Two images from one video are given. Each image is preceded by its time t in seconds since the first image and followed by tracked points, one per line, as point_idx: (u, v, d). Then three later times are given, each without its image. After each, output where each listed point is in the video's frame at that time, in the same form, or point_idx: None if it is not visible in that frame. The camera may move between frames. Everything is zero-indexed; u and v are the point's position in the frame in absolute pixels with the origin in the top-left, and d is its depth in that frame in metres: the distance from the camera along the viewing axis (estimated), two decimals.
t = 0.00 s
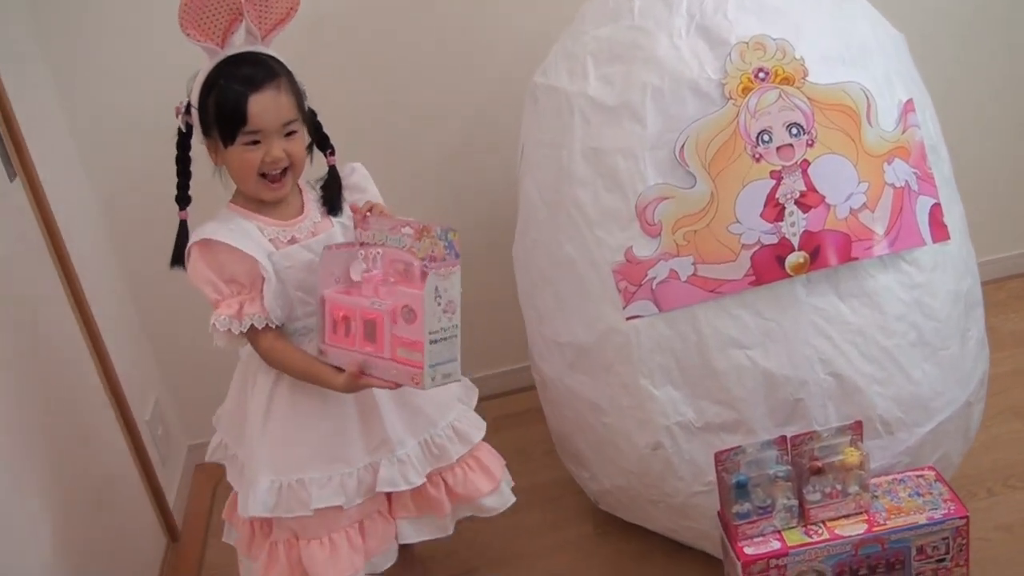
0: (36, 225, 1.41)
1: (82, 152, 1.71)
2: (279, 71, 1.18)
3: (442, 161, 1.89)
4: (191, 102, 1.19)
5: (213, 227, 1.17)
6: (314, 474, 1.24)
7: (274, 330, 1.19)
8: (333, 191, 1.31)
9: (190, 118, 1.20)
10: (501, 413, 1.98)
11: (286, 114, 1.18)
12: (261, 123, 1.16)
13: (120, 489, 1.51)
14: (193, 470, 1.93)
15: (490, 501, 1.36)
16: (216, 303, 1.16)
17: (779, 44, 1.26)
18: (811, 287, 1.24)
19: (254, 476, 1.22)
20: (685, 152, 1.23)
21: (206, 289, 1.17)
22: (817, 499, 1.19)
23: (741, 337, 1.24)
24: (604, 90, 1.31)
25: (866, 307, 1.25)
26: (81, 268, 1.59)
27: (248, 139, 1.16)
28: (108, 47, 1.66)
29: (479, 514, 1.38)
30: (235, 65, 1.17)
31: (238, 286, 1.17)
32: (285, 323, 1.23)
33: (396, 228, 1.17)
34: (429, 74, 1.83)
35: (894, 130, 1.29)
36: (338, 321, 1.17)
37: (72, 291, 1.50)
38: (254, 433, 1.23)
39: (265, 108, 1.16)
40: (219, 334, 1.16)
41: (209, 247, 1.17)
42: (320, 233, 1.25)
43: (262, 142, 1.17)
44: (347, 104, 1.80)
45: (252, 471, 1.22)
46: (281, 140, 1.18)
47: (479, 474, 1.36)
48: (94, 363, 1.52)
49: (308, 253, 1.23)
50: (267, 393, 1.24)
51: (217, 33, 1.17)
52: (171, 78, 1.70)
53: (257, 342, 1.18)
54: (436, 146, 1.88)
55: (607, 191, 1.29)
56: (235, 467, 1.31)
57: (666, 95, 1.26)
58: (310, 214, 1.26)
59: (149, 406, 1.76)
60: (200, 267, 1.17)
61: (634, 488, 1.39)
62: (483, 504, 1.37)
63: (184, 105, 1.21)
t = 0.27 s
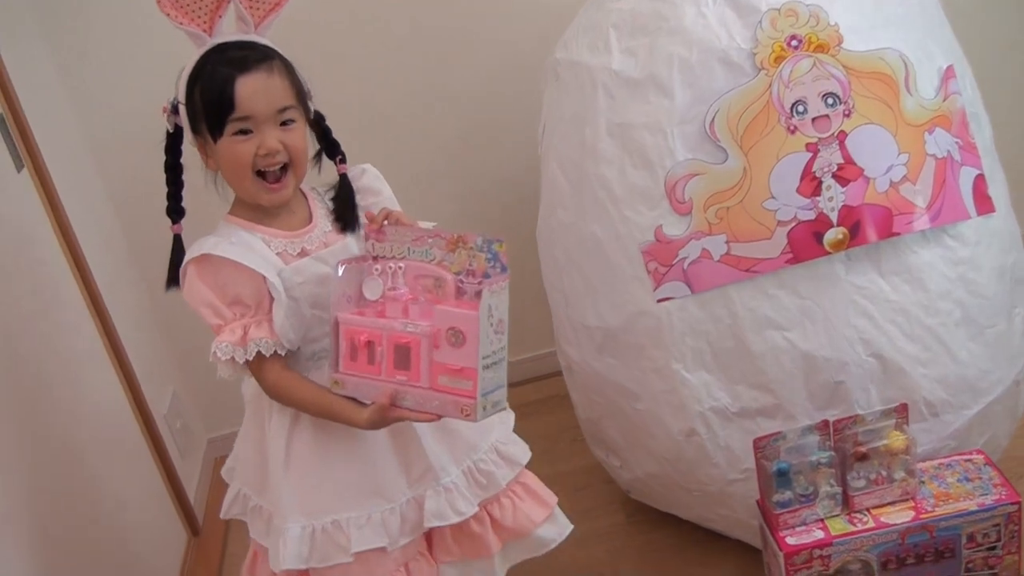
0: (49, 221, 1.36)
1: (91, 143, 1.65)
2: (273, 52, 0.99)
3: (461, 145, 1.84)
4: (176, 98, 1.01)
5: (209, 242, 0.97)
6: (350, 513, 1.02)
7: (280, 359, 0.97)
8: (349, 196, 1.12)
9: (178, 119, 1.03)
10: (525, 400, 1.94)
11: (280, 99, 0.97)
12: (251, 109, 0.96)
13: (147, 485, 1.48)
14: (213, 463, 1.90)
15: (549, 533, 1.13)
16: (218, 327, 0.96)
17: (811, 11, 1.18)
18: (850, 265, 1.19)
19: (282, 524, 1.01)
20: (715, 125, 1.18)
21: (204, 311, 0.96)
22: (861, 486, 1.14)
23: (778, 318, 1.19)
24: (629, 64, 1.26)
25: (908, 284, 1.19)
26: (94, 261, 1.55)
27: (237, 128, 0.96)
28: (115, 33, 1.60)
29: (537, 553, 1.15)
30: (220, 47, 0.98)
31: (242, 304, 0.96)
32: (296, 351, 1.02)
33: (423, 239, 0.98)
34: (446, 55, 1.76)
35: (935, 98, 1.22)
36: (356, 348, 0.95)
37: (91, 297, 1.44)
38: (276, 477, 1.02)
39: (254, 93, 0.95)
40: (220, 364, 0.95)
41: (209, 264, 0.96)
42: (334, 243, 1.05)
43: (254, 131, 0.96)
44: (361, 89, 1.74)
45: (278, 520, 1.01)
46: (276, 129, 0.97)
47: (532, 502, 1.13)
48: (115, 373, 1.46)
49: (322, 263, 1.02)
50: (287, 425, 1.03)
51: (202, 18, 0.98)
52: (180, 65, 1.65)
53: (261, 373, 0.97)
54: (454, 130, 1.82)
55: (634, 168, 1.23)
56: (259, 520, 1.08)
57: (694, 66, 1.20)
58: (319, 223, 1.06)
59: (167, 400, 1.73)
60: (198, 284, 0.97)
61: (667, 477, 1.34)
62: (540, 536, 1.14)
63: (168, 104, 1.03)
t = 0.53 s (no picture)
0: (53, 212, 1.33)
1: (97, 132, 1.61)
2: (272, 42, 0.95)
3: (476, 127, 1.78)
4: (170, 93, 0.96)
5: (211, 256, 0.92)
6: (383, 540, 1.00)
7: (286, 380, 0.93)
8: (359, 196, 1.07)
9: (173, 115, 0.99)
10: (547, 387, 1.89)
11: (277, 89, 0.92)
12: (246, 101, 0.91)
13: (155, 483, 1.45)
14: (230, 455, 1.87)
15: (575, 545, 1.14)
16: (221, 348, 0.91)
17: None
18: (885, 243, 1.13)
19: (309, 554, 0.99)
20: (740, 100, 1.12)
21: (206, 333, 0.92)
22: (899, 475, 1.08)
23: (809, 301, 1.14)
24: (649, 38, 1.20)
25: (945, 262, 1.14)
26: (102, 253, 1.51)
27: (231, 120, 0.92)
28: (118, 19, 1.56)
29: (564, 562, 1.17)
30: (213, 34, 0.93)
31: (245, 325, 0.91)
32: (316, 367, 0.96)
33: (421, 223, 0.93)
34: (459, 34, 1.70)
35: (971, 66, 1.16)
36: (361, 348, 0.89)
37: (97, 286, 1.41)
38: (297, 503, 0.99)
39: (248, 82, 0.91)
40: (222, 390, 0.90)
41: (209, 282, 0.92)
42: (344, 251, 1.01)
43: (250, 124, 0.92)
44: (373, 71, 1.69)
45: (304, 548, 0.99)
46: (275, 122, 0.93)
47: (557, 515, 1.13)
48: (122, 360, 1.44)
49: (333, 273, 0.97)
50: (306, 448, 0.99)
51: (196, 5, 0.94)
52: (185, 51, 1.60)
53: (266, 401, 0.92)
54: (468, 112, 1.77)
55: (655, 146, 1.18)
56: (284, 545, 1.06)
57: (717, 39, 1.14)
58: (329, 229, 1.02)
59: (180, 394, 1.69)
60: (197, 305, 0.91)
61: (694, 466, 1.30)
62: (565, 549, 1.15)
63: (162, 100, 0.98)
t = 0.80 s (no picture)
0: (62, 193, 1.30)
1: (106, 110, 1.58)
2: (300, 12, 0.91)
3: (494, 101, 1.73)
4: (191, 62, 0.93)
5: (230, 242, 0.90)
6: (405, 534, 0.97)
7: (308, 368, 0.90)
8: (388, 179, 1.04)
9: (193, 86, 0.94)
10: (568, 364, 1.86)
11: (303, 63, 0.89)
12: (270, 74, 0.87)
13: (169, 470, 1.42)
14: (247, 436, 1.85)
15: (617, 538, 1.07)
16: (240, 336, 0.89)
17: None
18: (920, 212, 1.09)
19: (331, 544, 0.97)
20: (768, 66, 1.08)
21: (225, 320, 0.90)
22: (937, 451, 1.05)
23: (842, 273, 1.10)
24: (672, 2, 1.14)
25: (983, 231, 1.10)
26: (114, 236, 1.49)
27: (254, 95, 0.88)
28: None
29: (603, 552, 1.10)
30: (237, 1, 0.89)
31: (265, 313, 0.89)
32: (336, 355, 0.93)
33: (447, 193, 0.89)
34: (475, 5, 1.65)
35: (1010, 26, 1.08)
36: (379, 322, 0.83)
37: (108, 267, 1.38)
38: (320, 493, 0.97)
39: (273, 54, 0.87)
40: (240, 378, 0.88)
41: (228, 269, 0.89)
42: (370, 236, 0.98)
43: (273, 99, 0.88)
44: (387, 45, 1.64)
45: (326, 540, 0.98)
46: (298, 97, 0.89)
47: (598, 505, 1.07)
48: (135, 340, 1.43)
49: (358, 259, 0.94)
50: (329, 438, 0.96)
51: None
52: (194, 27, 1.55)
53: (288, 387, 0.90)
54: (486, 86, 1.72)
55: (680, 115, 1.14)
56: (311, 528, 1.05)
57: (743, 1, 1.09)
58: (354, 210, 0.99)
59: (196, 376, 1.67)
60: (216, 292, 0.89)
61: (723, 443, 1.27)
62: (607, 541, 1.08)
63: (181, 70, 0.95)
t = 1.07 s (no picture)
0: (75, 183, 1.29)
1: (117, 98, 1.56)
2: None
3: (508, 79, 1.71)
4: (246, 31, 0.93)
5: (280, 213, 0.90)
6: (439, 514, 0.97)
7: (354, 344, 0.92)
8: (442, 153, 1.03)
9: (247, 58, 0.94)
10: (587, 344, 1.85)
11: (357, 36, 0.88)
12: (323, 48, 0.87)
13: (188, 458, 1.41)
14: (267, 422, 1.85)
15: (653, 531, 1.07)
16: (286, 308, 0.90)
17: None
18: (947, 185, 1.07)
19: (365, 519, 0.97)
20: (789, 39, 1.06)
21: (269, 292, 0.90)
22: (967, 429, 1.08)
23: (868, 249, 1.08)
24: None
25: (1013, 203, 1.07)
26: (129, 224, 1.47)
27: (308, 69, 0.88)
28: None
29: (635, 541, 1.10)
30: None
31: (309, 287, 0.89)
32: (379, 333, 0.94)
33: (490, 201, 0.90)
34: None
35: None
36: (420, 331, 0.86)
37: (123, 256, 1.39)
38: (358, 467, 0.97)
39: (325, 28, 0.86)
40: (285, 352, 0.90)
41: (276, 241, 0.89)
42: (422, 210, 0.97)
43: (327, 74, 0.88)
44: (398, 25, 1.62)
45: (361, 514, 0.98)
46: (351, 72, 0.89)
47: (633, 495, 1.08)
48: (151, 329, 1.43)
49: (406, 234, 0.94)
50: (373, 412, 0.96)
51: None
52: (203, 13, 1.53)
53: (332, 363, 0.91)
54: (499, 64, 1.70)
55: (700, 91, 1.12)
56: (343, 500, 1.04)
57: None
58: (406, 185, 0.99)
59: (214, 363, 1.67)
60: (261, 263, 0.90)
61: (747, 423, 1.25)
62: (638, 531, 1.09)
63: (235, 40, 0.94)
